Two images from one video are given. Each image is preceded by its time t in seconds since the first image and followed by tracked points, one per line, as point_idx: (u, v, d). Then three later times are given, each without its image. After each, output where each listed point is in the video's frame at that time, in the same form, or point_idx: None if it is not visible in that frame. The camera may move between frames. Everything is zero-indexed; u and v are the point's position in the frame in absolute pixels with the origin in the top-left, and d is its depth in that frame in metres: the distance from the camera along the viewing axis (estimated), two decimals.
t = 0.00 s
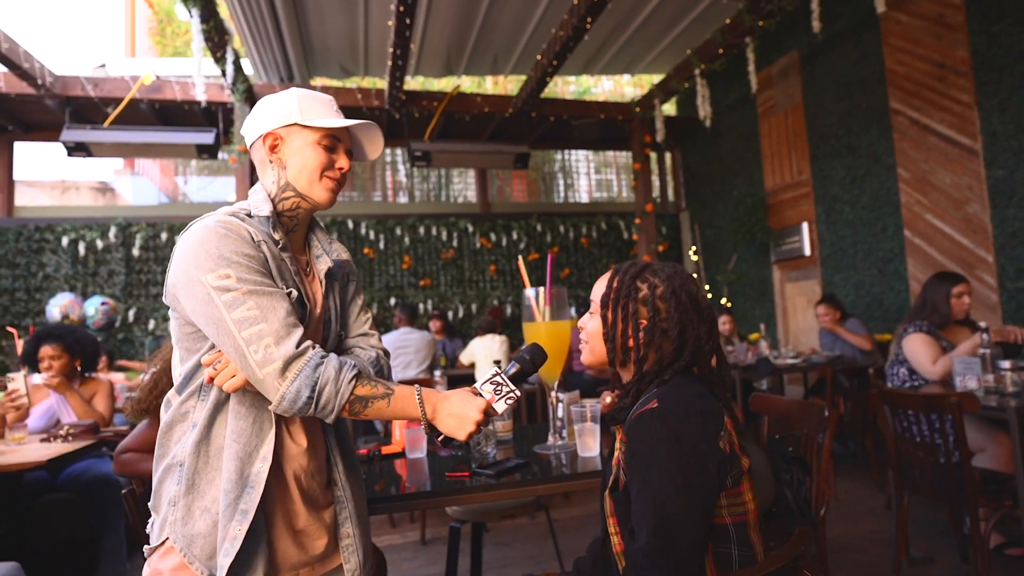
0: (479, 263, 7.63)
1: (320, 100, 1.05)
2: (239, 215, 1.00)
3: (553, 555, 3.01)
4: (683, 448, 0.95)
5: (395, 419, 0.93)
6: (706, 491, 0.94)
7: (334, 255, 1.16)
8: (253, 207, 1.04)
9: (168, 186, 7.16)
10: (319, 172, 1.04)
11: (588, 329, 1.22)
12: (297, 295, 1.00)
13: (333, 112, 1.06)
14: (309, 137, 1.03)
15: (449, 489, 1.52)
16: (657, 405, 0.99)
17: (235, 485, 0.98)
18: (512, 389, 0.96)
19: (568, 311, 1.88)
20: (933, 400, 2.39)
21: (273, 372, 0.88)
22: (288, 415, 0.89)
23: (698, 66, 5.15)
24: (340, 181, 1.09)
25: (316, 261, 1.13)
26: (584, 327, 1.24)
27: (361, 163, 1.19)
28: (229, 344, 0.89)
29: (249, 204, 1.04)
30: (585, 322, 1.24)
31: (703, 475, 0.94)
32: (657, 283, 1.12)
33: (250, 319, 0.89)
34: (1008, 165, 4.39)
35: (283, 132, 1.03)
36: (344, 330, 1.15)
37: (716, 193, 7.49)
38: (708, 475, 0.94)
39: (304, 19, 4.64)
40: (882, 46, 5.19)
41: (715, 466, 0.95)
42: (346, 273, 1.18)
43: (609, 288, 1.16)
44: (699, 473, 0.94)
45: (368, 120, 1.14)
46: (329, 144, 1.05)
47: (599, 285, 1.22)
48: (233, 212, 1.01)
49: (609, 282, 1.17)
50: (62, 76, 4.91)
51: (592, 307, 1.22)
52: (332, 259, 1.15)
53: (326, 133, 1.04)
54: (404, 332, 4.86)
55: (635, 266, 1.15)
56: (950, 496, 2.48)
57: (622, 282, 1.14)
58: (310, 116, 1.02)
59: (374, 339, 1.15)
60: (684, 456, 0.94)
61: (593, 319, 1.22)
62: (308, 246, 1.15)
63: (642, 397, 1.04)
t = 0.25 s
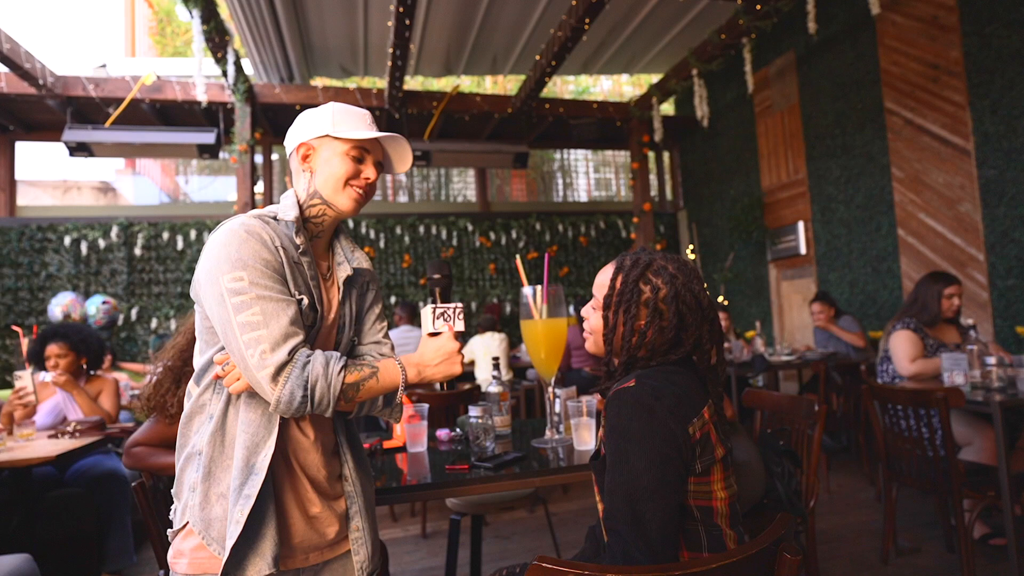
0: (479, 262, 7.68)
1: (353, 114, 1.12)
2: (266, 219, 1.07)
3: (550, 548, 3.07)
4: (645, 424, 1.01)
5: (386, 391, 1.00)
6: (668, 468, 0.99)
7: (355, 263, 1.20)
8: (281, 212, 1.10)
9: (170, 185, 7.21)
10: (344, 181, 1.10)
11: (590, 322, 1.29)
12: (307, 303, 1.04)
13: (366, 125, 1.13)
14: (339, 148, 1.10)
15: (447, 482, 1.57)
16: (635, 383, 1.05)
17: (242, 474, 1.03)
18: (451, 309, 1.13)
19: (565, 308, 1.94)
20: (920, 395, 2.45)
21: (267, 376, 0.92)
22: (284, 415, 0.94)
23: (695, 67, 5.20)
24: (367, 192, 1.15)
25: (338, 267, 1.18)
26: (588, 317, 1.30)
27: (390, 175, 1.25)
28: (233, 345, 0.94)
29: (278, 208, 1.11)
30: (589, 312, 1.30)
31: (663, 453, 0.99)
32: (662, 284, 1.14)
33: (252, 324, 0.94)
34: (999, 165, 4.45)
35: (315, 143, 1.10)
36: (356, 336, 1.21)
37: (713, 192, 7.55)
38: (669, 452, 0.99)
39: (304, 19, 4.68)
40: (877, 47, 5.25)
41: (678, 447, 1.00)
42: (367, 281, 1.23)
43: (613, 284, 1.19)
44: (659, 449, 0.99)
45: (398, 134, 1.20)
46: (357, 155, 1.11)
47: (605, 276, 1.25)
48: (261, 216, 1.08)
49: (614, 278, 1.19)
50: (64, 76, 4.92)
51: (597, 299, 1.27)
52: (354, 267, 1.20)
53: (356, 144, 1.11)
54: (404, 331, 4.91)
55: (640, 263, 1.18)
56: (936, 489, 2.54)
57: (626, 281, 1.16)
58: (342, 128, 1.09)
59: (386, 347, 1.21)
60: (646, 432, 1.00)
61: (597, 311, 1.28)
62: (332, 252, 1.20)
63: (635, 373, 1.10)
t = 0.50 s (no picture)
0: (478, 260, 7.72)
1: (379, 122, 1.15)
2: (287, 217, 1.12)
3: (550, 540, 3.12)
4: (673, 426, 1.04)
5: (388, 357, 1.05)
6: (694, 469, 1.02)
7: (372, 264, 1.24)
8: (304, 212, 1.15)
9: (170, 185, 7.25)
10: (361, 186, 1.14)
11: (608, 309, 1.24)
12: (321, 298, 1.10)
13: (391, 133, 1.16)
14: (359, 154, 1.14)
15: (449, 475, 1.61)
16: (685, 396, 1.07)
17: (250, 463, 1.06)
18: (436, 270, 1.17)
19: (563, 304, 1.98)
20: (912, 388, 2.50)
21: (284, 365, 0.96)
22: (298, 405, 0.98)
23: (692, 65, 5.24)
24: (385, 198, 1.19)
25: (355, 268, 1.23)
26: (601, 306, 1.26)
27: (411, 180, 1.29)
28: (252, 336, 0.98)
29: (300, 209, 1.16)
30: (602, 302, 1.26)
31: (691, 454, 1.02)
32: (692, 273, 1.20)
33: (270, 316, 0.98)
34: (991, 162, 4.50)
35: (338, 148, 1.14)
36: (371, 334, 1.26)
37: (710, 189, 7.60)
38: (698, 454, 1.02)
39: (303, 19, 4.70)
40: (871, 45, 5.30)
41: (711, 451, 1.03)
42: (382, 282, 1.27)
43: (643, 273, 1.20)
44: (688, 451, 1.02)
45: (419, 140, 1.24)
46: (377, 160, 1.15)
47: (621, 265, 1.25)
48: (283, 215, 1.13)
49: (641, 268, 1.22)
50: (64, 76, 4.93)
51: (616, 288, 1.24)
52: (371, 269, 1.24)
53: (376, 150, 1.14)
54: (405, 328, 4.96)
55: (669, 253, 1.21)
56: (928, 480, 2.59)
57: (657, 269, 1.19)
58: (364, 135, 1.12)
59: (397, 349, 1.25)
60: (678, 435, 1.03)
61: (615, 300, 1.24)
62: (351, 252, 1.25)
63: (666, 387, 1.12)
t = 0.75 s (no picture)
0: (476, 258, 7.76)
1: (376, 121, 1.20)
2: (293, 219, 1.15)
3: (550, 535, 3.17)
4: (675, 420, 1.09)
5: (405, 396, 1.06)
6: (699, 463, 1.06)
7: (376, 262, 1.29)
8: (309, 213, 1.18)
9: (169, 185, 7.29)
10: (364, 183, 1.19)
11: (620, 303, 1.25)
12: (331, 297, 1.13)
13: (387, 131, 1.21)
14: (360, 153, 1.18)
15: (451, 471, 1.66)
16: (696, 390, 1.12)
17: (262, 460, 1.06)
18: (512, 367, 1.11)
19: (563, 301, 2.03)
20: (905, 383, 2.55)
21: (297, 364, 0.99)
22: (309, 404, 1.01)
23: (687, 65, 5.30)
24: (386, 195, 1.24)
25: (359, 266, 1.27)
26: (612, 302, 1.27)
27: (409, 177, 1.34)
28: (264, 336, 1.02)
29: (305, 210, 1.20)
30: (611, 296, 1.27)
31: (693, 447, 1.06)
32: (696, 263, 1.26)
33: (281, 315, 1.01)
34: (982, 160, 4.57)
35: (338, 148, 1.19)
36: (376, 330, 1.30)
37: (706, 188, 7.66)
38: (703, 449, 1.06)
39: (302, 19, 4.73)
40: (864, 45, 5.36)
41: (716, 446, 1.07)
42: (386, 280, 1.31)
43: (653, 264, 1.24)
44: (691, 444, 1.06)
45: (417, 137, 1.28)
46: (378, 158, 1.19)
47: (626, 261, 1.28)
48: (289, 216, 1.16)
49: (650, 259, 1.25)
50: (65, 78, 4.96)
51: (626, 281, 1.25)
52: (375, 266, 1.29)
53: (376, 148, 1.19)
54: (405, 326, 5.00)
55: (672, 247, 1.26)
56: (921, 473, 2.65)
57: (666, 260, 1.24)
58: (363, 134, 1.17)
59: (403, 345, 1.30)
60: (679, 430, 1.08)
61: (626, 293, 1.25)
62: (354, 251, 1.29)
63: (676, 378, 1.16)
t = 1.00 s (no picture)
0: (472, 258, 7.78)
1: (369, 121, 1.21)
2: (291, 220, 1.17)
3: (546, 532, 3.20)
4: (672, 416, 1.11)
5: (411, 401, 1.08)
6: (694, 458, 1.08)
7: (372, 262, 1.32)
8: (305, 214, 1.20)
9: (163, 185, 7.29)
10: (359, 183, 1.20)
11: (622, 305, 1.27)
12: (333, 297, 1.16)
13: (381, 130, 1.22)
14: (354, 153, 1.19)
15: (447, 469, 1.68)
16: (690, 385, 1.14)
17: (269, 461, 1.08)
18: (518, 383, 1.11)
19: (560, 301, 2.06)
20: (895, 379, 2.59)
21: (304, 363, 1.02)
22: (316, 403, 1.03)
23: (679, 66, 5.33)
24: (380, 194, 1.25)
25: (356, 266, 1.30)
26: (614, 305, 1.28)
27: (404, 176, 1.36)
28: (269, 337, 1.04)
29: (301, 211, 1.21)
30: (613, 299, 1.29)
31: (689, 443, 1.08)
32: (685, 258, 1.32)
33: (286, 316, 1.03)
34: (968, 160, 4.62)
35: (333, 148, 1.20)
36: (375, 329, 1.32)
37: (699, 187, 7.71)
38: (698, 445, 1.08)
39: (297, 19, 4.74)
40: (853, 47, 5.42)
41: (710, 442, 1.09)
42: (382, 280, 1.34)
43: (649, 261, 1.28)
44: (686, 439, 1.09)
45: (410, 138, 1.30)
46: (372, 158, 1.21)
47: (619, 263, 1.30)
48: (286, 217, 1.18)
49: (644, 258, 1.29)
50: (57, 78, 4.89)
51: (625, 282, 1.27)
52: (371, 265, 1.31)
53: (370, 148, 1.20)
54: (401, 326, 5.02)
55: (663, 245, 1.31)
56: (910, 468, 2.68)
57: (660, 256, 1.29)
58: (357, 134, 1.18)
59: (401, 342, 1.32)
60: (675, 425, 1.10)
61: (627, 293, 1.27)
62: (350, 251, 1.31)
63: (674, 374, 1.19)
